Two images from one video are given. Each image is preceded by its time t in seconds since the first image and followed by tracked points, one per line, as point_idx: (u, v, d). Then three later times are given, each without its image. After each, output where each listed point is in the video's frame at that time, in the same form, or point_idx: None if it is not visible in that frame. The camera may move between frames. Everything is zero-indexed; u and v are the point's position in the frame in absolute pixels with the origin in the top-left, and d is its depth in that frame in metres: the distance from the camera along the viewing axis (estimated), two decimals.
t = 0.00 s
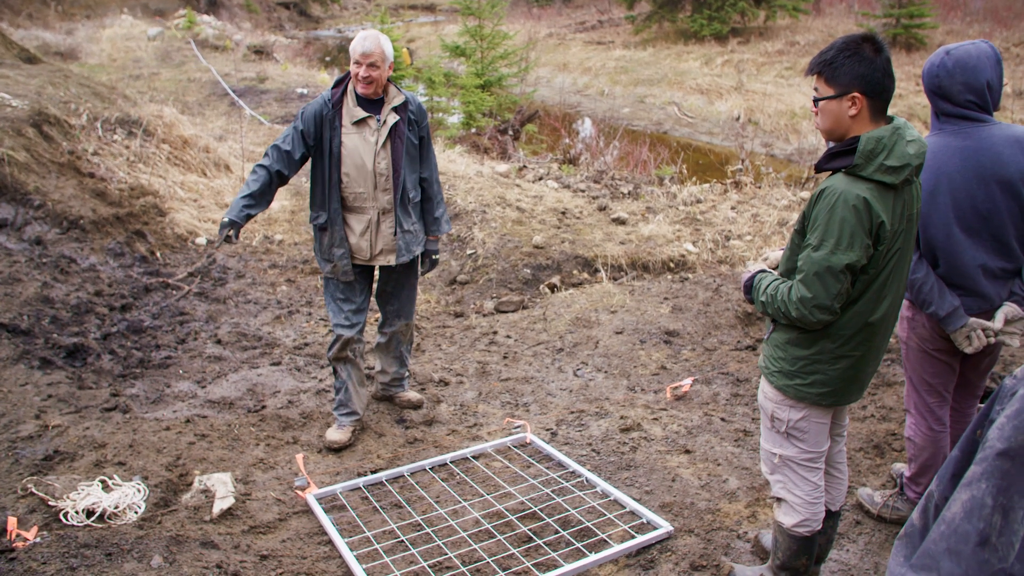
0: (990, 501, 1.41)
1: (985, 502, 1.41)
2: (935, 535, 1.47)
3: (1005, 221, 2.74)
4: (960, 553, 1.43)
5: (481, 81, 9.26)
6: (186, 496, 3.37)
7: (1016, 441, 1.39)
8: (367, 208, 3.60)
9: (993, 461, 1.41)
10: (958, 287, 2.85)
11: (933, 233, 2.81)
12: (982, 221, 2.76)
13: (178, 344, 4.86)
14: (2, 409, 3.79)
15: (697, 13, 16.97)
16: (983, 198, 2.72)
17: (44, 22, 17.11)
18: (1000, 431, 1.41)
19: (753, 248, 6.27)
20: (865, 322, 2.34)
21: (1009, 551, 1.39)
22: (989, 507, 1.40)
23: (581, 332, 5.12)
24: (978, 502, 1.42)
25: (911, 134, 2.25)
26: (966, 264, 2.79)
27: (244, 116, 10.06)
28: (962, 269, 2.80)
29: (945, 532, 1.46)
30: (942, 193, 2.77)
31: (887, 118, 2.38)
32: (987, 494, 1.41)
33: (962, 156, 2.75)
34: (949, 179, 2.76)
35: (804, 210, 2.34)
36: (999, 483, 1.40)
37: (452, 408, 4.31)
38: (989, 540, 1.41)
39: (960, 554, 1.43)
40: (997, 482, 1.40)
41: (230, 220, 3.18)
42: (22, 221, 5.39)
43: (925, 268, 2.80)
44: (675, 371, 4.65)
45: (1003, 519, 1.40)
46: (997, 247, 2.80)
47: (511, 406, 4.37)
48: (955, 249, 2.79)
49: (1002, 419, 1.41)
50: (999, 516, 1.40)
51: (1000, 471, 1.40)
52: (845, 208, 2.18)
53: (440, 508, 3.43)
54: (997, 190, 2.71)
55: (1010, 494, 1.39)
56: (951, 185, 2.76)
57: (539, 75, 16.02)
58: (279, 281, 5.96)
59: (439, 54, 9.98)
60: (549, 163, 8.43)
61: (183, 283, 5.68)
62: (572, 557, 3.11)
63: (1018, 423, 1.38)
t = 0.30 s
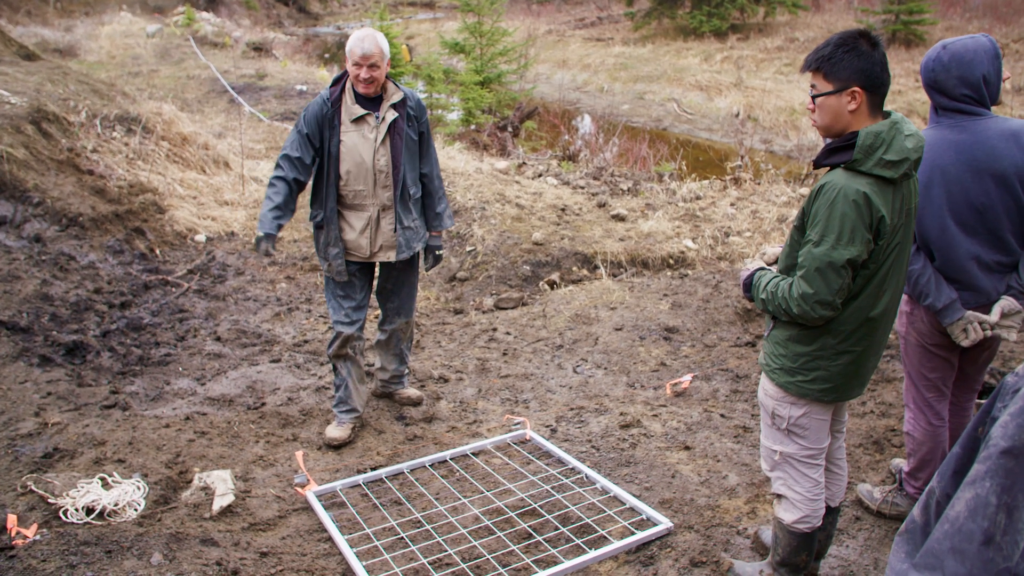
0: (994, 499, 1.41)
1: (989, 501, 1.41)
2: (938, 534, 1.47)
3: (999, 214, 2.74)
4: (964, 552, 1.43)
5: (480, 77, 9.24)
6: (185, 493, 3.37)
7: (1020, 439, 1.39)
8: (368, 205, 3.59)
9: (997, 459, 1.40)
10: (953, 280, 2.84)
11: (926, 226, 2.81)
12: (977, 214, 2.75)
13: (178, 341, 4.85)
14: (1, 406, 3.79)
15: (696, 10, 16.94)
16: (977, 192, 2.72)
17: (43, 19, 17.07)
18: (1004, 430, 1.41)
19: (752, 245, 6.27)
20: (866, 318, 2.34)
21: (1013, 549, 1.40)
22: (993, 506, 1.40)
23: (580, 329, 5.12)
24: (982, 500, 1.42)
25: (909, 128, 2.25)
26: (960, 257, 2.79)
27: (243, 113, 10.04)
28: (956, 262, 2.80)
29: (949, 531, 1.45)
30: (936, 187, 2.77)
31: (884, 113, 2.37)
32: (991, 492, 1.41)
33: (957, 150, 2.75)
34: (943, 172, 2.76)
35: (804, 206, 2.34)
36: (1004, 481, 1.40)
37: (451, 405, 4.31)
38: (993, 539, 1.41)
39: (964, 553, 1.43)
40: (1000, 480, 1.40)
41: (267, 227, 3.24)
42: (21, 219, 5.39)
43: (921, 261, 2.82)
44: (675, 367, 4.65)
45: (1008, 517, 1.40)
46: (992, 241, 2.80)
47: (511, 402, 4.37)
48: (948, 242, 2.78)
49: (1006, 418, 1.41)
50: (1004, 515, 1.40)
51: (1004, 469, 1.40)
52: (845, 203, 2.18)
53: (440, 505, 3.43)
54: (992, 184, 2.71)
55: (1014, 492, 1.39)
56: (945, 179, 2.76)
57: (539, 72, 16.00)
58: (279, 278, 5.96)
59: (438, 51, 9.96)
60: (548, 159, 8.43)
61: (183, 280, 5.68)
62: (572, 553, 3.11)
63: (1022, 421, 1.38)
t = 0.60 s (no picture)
0: (992, 497, 1.40)
1: (987, 498, 1.41)
2: (937, 532, 1.47)
3: (1005, 214, 2.74)
4: (963, 551, 1.43)
5: (479, 77, 9.23)
6: (185, 495, 3.37)
7: (1017, 436, 1.39)
8: (375, 205, 3.60)
9: (995, 457, 1.40)
10: (954, 279, 2.84)
11: (934, 221, 2.80)
12: (983, 212, 2.75)
13: (177, 342, 4.85)
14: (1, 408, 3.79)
15: (694, 8, 16.94)
16: (985, 189, 2.71)
17: (42, 21, 17.06)
18: (1001, 427, 1.41)
19: (751, 243, 6.27)
20: (864, 316, 2.34)
21: (1011, 547, 1.39)
22: (991, 504, 1.40)
23: (579, 329, 5.12)
24: (980, 498, 1.41)
25: (907, 127, 2.24)
26: (962, 256, 2.79)
27: (242, 114, 10.04)
28: (959, 260, 2.79)
29: (947, 530, 1.45)
30: (946, 181, 2.75)
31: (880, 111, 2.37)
32: (990, 490, 1.40)
33: (967, 146, 2.74)
34: (952, 167, 2.74)
35: (802, 206, 2.33)
36: (1002, 479, 1.39)
37: (451, 405, 4.31)
38: (992, 537, 1.41)
39: (963, 551, 1.43)
40: (999, 478, 1.40)
41: (330, 264, 3.57)
42: (20, 221, 5.39)
43: (922, 258, 2.81)
44: (675, 366, 4.64)
45: (1006, 515, 1.40)
46: (997, 241, 2.79)
47: (511, 403, 4.37)
48: (952, 240, 2.78)
49: (1004, 415, 1.41)
50: (1002, 512, 1.40)
51: (1002, 467, 1.39)
52: (842, 202, 2.18)
53: (440, 506, 3.43)
54: (1000, 182, 2.70)
55: (1012, 490, 1.39)
56: (954, 174, 2.74)
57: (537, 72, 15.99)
58: (278, 279, 5.96)
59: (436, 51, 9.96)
60: (547, 159, 8.43)
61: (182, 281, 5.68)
62: (572, 554, 3.11)
63: (1019, 418, 1.38)
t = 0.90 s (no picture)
0: (990, 508, 1.41)
1: (986, 509, 1.41)
2: (934, 543, 1.47)
3: None
4: (960, 561, 1.43)
5: (481, 83, 9.25)
6: (184, 498, 3.37)
7: (1015, 447, 1.39)
8: (380, 211, 3.60)
9: (993, 467, 1.41)
10: (970, 289, 2.85)
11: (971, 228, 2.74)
12: (1011, 225, 2.77)
13: (177, 345, 4.86)
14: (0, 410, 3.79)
15: (696, 16, 16.99)
16: (1018, 203, 2.74)
17: (46, 23, 17.11)
18: (999, 438, 1.41)
19: (752, 250, 6.27)
20: (862, 327, 2.34)
21: (1010, 558, 1.39)
22: (989, 514, 1.40)
23: (579, 335, 5.12)
24: (978, 508, 1.42)
25: (906, 138, 2.25)
26: (988, 267, 2.80)
27: (244, 118, 10.07)
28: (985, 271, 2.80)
29: (945, 540, 1.45)
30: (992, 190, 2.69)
31: (882, 121, 2.36)
32: (987, 500, 1.41)
33: (1005, 156, 2.72)
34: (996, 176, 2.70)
35: (800, 216, 2.34)
36: (1000, 490, 1.40)
37: (450, 411, 4.31)
38: (990, 547, 1.41)
39: (960, 562, 1.43)
40: (997, 489, 1.40)
41: (309, 268, 3.49)
42: (22, 223, 5.41)
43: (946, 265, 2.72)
44: (674, 373, 4.64)
45: (1003, 526, 1.40)
46: (1019, 254, 2.82)
47: (510, 409, 4.37)
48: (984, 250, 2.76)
49: (1002, 426, 1.42)
50: (999, 523, 1.40)
51: (1000, 478, 1.40)
52: (840, 214, 2.18)
53: (439, 512, 3.43)
54: None
55: (1011, 501, 1.39)
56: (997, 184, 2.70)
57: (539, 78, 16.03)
58: (279, 283, 5.96)
59: (438, 57, 9.99)
60: (548, 165, 8.44)
61: (183, 284, 5.68)
62: (570, 561, 3.10)
63: (1017, 429, 1.39)
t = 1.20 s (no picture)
0: (986, 512, 1.40)
1: (982, 513, 1.41)
2: (931, 546, 1.47)
3: None
4: (957, 566, 1.42)
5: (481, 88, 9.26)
6: (183, 504, 3.36)
7: (1011, 451, 1.39)
8: (382, 216, 3.61)
9: (989, 471, 1.40)
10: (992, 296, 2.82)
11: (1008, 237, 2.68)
12: None
13: (177, 350, 4.85)
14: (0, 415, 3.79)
15: (696, 21, 17.03)
16: None
17: (47, 28, 17.14)
18: (996, 442, 1.41)
19: (752, 255, 6.27)
20: (856, 332, 2.34)
21: (1006, 561, 1.39)
22: (986, 519, 1.40)
23: (579, 340, 5.12)
24: (974, 512, 1.41)
25: (899, 143, 2.23)
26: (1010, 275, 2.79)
27: (245, 123, 10.08)
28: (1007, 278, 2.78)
29: (941, 544, 1.45)
30: None
31: (883, 126, 2.35)
32: (984, 505, 1.40)
33: None
34: None
35: (793, 219, 2.36)
36: (995, 493, 1.39)
37: (450, 416, 4.30)
38: (986, 551, 1.41)
39: (957, 566, 1.42)
40: (992, 493, 1.40)
41: (313, 271, 3.55)
42: (22, 227, 5.41)
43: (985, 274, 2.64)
44: (675, 378, 4.64)
45: (1000, 529, 1.39)
46: None
47: (510, 413, 4.36)
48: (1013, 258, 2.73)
49: (998, 430, 1.41)
50: (996, 527, 1.40)
51: (997, 482, 1.39)
52: (826, 216, 2.20)
53: (439, 516, 3.42)
54: None
55: (1007, 505, 1.39)
56: None
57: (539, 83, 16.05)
58: (279, 288, 5.96)
59: (439, 61, 10.00)
60: (548, 170, 8.45)
61: (182, 289, 5.68)
62: (570, 566, 3.09)
63: (1013, 433, 1.39)
